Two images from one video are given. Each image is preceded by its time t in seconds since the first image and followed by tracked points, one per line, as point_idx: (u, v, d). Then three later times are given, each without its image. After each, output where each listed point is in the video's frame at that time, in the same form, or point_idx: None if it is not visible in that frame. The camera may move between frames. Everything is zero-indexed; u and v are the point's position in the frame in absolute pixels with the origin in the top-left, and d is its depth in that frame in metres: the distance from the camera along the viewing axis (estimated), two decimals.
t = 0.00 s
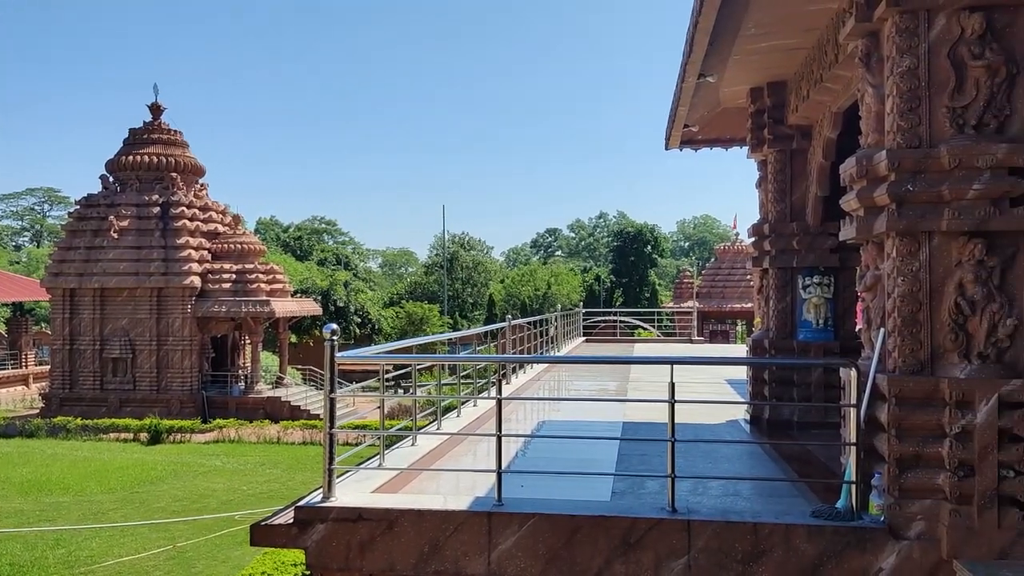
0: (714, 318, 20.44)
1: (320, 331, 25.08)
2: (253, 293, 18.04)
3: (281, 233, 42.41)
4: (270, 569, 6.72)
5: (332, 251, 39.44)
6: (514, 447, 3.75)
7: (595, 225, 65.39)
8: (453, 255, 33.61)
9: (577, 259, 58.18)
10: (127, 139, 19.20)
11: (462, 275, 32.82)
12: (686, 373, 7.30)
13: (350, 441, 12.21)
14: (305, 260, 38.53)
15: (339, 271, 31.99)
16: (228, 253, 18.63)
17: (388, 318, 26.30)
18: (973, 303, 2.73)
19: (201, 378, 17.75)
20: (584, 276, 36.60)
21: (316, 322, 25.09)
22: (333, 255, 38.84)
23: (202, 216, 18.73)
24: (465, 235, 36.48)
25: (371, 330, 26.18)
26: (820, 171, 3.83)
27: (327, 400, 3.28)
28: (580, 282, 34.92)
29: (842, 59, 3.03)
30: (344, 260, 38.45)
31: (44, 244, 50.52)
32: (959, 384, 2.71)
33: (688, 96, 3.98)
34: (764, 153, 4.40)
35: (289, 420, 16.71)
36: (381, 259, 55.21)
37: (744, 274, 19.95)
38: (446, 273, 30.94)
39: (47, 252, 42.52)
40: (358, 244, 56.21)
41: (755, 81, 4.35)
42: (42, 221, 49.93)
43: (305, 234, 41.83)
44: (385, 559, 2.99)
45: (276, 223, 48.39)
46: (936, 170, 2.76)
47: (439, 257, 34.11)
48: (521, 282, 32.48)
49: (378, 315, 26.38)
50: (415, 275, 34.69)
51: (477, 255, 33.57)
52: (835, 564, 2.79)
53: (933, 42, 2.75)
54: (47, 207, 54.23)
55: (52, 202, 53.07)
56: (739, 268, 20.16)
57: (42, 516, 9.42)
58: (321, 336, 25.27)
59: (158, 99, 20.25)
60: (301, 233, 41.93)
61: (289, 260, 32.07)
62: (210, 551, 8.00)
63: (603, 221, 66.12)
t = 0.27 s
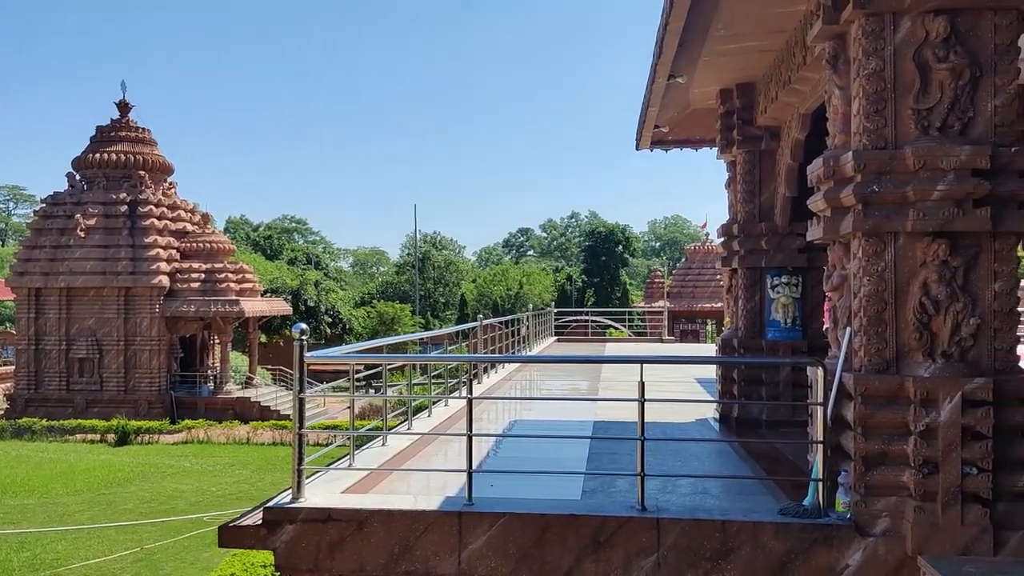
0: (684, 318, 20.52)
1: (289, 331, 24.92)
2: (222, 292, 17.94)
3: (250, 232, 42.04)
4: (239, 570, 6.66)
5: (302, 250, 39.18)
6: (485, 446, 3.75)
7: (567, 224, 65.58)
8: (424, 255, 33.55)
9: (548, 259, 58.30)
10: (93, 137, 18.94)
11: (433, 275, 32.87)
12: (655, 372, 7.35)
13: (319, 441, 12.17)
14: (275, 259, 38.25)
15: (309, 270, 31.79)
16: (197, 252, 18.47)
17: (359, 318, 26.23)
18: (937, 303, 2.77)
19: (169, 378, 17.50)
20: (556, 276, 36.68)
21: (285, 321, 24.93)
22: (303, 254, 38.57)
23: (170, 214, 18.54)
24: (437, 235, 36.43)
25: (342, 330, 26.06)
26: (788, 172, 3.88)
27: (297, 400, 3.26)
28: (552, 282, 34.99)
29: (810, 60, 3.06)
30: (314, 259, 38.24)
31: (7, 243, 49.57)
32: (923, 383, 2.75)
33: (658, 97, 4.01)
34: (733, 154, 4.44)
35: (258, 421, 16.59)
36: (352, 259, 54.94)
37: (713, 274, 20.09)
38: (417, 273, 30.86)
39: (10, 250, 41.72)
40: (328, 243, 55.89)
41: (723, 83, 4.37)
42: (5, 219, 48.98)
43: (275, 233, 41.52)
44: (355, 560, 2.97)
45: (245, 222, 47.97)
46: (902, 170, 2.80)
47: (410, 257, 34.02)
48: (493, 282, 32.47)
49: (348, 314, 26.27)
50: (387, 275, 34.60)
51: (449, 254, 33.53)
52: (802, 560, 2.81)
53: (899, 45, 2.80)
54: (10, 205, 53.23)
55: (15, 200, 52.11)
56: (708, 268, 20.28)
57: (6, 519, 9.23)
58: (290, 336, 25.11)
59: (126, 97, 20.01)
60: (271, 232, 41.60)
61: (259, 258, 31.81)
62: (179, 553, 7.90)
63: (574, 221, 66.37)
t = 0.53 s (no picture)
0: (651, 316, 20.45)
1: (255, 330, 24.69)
2: (187, 291, 17.68)
3: (215, 231, 41.56)
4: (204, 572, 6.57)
5: (269, 249, 38.81)
6: (453, 445, 3.74)
7: (536, 224, 65.61)
8: (393, 254, 33.38)
9: (517, 258, 58.27)
10: (56, 134, 18.61)
11: (402, 274, 32.85)
12: (622, 371, 7.39)
13: (285, 442, 12.09)
14: (240, 258, 37.84)
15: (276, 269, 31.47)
16: (162, 251, 18.24)
17: (326, 317, 26.08)
18: (899, 302, 2.82)
19: (134, 378, 17.22)
20: (525, 275, 36.62)
21: (251, 320, 24.69)
22: (270, 253, 38.20)
23: (134, 212, 18.28)
24: (405, 234, 36.26)
25: (309, 329, 25.85)
26: (754, 173, 3.92)
27: (263, 399, 3.22)
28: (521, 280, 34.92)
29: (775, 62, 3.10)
30: (281, 258, 37.89)
31: None
32: (885, 380, 2.79)
33: (625, 97, 4.03)
34: (699, 154, 4.47)
35: (224, 421, 16.42)
36: (320, 257, 54.49)
37: (681, 272, 20.10)
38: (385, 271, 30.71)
39: None
40: (295, 242, 55.40)
41: (690, 83, 4.41)
42: None
43: (241, 231, 41.08)
44: (321, 561, 2.94)
45: (211, 220, 47.38)
46: (864, 171, 2.85)
47: (378, 256, 33.84)
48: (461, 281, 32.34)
49: (315, 314, 26.10)
50: (355, 274, 34.41)
51: (417, 253, 33.41)
52: (768, 557, 2.84)
53: (862, 48, 2.84)
54: None
55: None
56: (675, 266, 20.28)
57: None
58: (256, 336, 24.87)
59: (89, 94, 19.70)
60: (237, 230, 41.15)
61: (225, 256, 31.40)
62: (143, 554, 7.77)
63: (543, 220, 66.47)
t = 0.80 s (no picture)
0: (624, 315, 20.24)
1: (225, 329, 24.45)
2: (156, 290, 17.47)
3: (185, 229, 41.10)
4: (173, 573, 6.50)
5: (239, 247, 38.41)
6: (425, 444, 3.73)
7: (509, 223, 65.46)
8: (365, 252, 33.18)
9: (490, 257, 58.15)
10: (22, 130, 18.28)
11: (374, 273, 32.72)
12: (594, 369, 7.42)
13: (255, 441, 12.00)
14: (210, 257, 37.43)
15: (247, 267, 31.18)
16: (131, 249, 18.00)
17: (298, 316, 25.90)
18: (866, 300, 2.86)
19: (102, 378, 17.00)
20: (498, 273, 36.55)
21: (221, 319, 24.44)
22: (241, 252, 37.85)
23: (103, 210, 18.00)
24: (378, 232, 36.02)
25: (281, 328, 25.61)
26: (725, 173, 3.95)
27: (232, 399, 3.19)
28: (494, 278, 34.78)
29: (745, 62, 3.12)
30: (252, 256, 37.55)
31: None
32: (853, 378, 2.83)
33: (597, 96, 4.04)
34: (671, 154, 4.50)
35: (194, 421, 16.25)
36: (291, 256, 54.01)
37: (654, 271, 19.95)
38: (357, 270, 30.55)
39: None
40: (265, 240, 54.85)
41: (662, 83, 4.44)
42: None
43: (211, 229, 40.63)
44: (292, 561, 2.93)
45: (181, 218, 46.80)
46: (832, 171, 2.88)
47: (350, 254, 33.63)
48: (434, 278, 32.14)
49: (286, 313, 25.87)
50: (327, 272, 34.19)
51: (389, 252, 33.27)
52: (737, 554, 2.87)
53: (831, 49, 2.87)
54: None
55: None
56: (648, 266, 20.15)
57: None
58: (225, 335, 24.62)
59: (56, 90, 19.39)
60: (206, 228, 40.70)
61: (194, 254, 31.00)
62: (112, 556, 7.66)
63: (516, 219, 66.42)
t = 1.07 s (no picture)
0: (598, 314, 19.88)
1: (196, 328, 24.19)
2: (126, 288, 17.27)
3: (155, 227, 40.57)
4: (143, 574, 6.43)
5: (211, 246, 38.01)
6: (397, 444, 3.72)
7: (484, 221, 65.23)
8: (337, 250, 32.93)
9: (464, 255, 57.88)
10: None
11: (347, 272, 32.56)
12: (567, 368, 7.44)
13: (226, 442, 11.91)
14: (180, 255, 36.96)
15: (219, 265, 30.84)
16: (100, 247, 17.76)
17: (270, 316, 25.67)
18: (835, 299, 2.89)
19: (71, 377, 16.77)
20: (471, 272, 36.36)
21: (192, 317, 24.17)
22: (212, 250, 37.45)
23: (71, 208, 17.72)
24: (351, 230, 35.69)
25: (252, 327, 25.29)
26: (697, 172, 3.98)
27: (202, 399, 3.16)
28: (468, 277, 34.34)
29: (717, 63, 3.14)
30: (223, 254, 37.20)
31: None
32: (822, 377, 2.86)
33: (570, 96, 4.05)
34: (643, 154, 4.53)
35: (165, 421, 16.09)
36: (263, 254, 53.47)
37: (627, 270, 19.60)
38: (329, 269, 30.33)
39: None
40: (236, 238, 54.25)
41: (635, 83, 4.46)
42: None
43: (181, 227, 40.13)
44: (263, 561, 2.91)
45: (151, 216, 46.17)
46: (803, 171, 2.91)
47: (323, 252, 33.39)
48: (407, 277, 31.89)
49: (258, 312, 25.62)
50: (299, 272, 33.94)
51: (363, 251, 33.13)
52: (708, 551, 2.89)
53: (801, 50, 2.90)
54: None
55: None
56: (622, 265, 19.79)
57: None
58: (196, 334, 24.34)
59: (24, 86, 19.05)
60: (176, 226, 40.20)
61: (165, 252, 30.60)
62: (80, 558, 7.56)
63: (490, 218, 66.24)
